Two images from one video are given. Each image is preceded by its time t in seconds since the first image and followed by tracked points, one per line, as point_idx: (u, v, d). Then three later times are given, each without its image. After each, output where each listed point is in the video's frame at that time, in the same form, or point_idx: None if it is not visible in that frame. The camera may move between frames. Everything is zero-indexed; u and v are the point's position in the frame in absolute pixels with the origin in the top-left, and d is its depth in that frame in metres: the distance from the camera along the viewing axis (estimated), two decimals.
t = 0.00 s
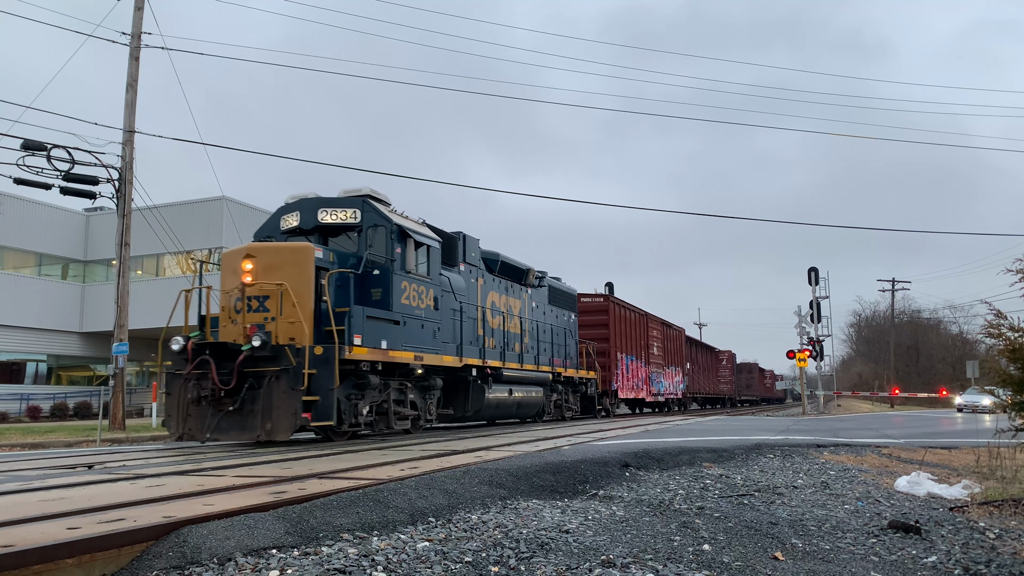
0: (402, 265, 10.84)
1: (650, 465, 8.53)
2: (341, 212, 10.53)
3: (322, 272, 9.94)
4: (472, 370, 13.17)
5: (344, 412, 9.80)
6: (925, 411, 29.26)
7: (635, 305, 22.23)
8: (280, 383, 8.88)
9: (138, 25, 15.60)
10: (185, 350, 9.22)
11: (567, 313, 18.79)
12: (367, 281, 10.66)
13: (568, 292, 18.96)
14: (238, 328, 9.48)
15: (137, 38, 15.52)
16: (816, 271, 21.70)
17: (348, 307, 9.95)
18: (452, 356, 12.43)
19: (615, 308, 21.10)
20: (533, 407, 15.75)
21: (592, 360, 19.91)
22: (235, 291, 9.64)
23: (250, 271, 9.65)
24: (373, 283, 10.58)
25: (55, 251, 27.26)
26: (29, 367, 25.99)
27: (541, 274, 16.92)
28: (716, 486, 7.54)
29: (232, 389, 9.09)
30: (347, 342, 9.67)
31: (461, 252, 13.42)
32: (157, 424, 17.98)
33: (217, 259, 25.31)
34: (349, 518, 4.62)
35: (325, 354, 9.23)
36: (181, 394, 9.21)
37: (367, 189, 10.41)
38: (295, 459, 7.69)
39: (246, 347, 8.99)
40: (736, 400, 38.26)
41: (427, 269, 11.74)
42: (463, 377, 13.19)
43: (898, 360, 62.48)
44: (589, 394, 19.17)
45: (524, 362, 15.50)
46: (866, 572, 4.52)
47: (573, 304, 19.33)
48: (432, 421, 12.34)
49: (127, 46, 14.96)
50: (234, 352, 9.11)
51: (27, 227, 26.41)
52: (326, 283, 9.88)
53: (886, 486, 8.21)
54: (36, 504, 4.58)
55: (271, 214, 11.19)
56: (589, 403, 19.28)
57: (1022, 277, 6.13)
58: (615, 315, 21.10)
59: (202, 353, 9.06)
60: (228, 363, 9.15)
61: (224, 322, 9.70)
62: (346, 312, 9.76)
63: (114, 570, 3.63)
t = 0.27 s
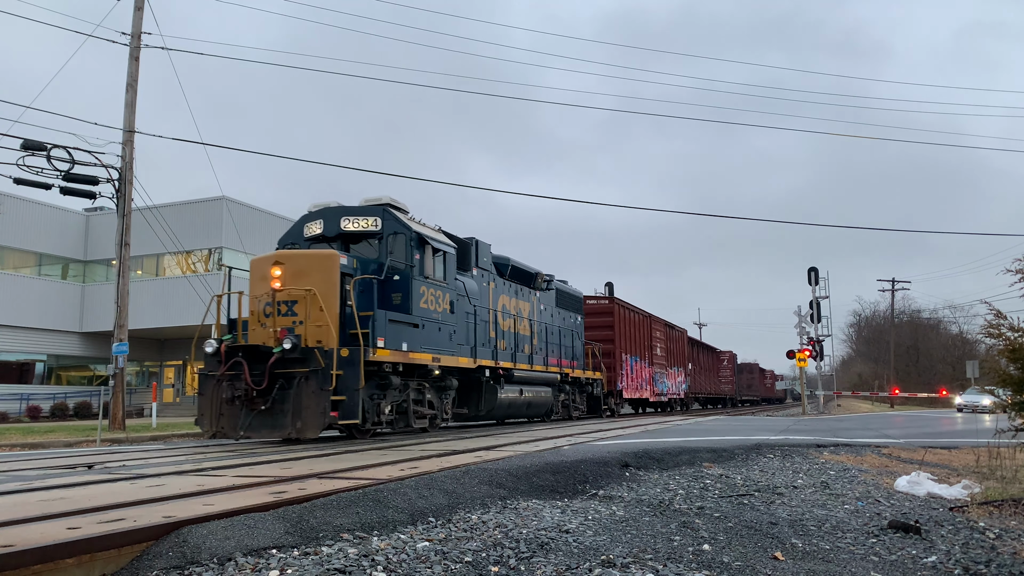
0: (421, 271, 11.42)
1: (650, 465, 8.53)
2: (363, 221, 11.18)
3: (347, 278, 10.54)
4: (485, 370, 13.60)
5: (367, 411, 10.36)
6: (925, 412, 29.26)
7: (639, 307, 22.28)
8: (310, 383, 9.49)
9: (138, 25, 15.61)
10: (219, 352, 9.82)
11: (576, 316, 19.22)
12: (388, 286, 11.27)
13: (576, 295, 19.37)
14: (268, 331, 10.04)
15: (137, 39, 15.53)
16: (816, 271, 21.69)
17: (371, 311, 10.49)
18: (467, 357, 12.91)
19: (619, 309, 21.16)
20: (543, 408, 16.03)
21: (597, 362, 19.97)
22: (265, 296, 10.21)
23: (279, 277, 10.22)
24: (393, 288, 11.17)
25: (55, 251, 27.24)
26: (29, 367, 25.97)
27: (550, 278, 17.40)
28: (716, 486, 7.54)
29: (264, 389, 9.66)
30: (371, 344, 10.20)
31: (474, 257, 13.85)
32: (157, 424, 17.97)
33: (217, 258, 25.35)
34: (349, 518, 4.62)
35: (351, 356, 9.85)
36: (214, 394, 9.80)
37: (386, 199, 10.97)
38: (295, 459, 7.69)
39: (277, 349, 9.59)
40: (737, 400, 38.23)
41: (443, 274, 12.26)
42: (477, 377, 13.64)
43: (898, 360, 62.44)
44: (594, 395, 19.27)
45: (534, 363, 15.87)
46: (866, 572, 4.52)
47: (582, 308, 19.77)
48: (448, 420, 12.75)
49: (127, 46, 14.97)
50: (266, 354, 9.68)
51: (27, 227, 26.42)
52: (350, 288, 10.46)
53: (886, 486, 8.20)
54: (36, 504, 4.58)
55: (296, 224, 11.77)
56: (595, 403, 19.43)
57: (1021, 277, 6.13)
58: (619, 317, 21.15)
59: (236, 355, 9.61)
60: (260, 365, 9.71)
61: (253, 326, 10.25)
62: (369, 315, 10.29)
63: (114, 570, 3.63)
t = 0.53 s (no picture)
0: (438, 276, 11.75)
1: (650, 465, 8.53)
2: (383, 229, 11.43)
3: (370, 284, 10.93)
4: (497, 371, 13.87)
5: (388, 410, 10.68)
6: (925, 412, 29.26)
7: (643, 309, 22.35)
8: (336, 384, 9.84)
9: (138, 25, 15.61)
10: (249, 355, 10.28)
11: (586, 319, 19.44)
12: (407, 291, 11.61)
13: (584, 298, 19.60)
14: (295, 335, 10.36)
15: (137, 38, 15.53)
16: (816, 271, 21.69)
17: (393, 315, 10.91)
18: (481, 359, 13.19)
19: (625, 312, 21.22)
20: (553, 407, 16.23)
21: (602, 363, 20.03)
22: (292, 301, 10.53)
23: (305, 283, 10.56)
24: (411, 292, 11.51)
25: (55, 251, 27.24)
26: (29, 367, 25.97)
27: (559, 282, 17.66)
28: (716, 486, 7.54)
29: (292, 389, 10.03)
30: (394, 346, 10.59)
31: (487, 261, 13.98)
32: (157, 424, 17.98)
33: (217, 258, 25.35)
34: (349, 518, 4.62)
35: (375, 358, 10.17)
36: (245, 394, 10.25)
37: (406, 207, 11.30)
38: (294, 459, 7.70)
39: (305, 352, 9.96)
40: (737, 401, 38.23)
41: (459, 279, 12.57)
42: (489, 377, 13.89)
43: (898, 361, 62.44)
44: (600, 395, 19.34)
45: (544, 364, 16.04)
46: (867, 572, 4.52)
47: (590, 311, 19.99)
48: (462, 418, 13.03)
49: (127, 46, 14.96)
50: (294, 356, 10.05)
51: (28, 227, 26.42)
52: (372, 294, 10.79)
53: (886, 486, 8.21)
54: (35, 504, 4.58)
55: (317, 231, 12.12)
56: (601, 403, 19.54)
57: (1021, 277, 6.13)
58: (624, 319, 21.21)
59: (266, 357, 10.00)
60: (289, 366, 10.08)
61: (280, 330, 10.58)
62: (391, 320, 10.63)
63: (114, 570, 3.63)
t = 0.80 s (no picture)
0: (454, 281, 11.99)
1: (650, 465, 8.53)
2: (402, 235, 11.78)
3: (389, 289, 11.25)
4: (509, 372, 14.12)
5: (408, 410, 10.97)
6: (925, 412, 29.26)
7: (646, 310, 22.38)
8: (361, 384, 10.13)
9: (138, 25, 15.62)
10: (276, 356, 10.63)
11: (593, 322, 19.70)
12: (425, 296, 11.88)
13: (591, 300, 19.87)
14: (320, 337, 10.81)
15: (137, 38, 15.54)
16: (816, 271, 21.68)
17: (412, 318, 11.22)
18: (494, 360, 13.46)
19: (629, 314, 21.28)
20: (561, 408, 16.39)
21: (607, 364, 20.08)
22: (316, 305, 10.97)
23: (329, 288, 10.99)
24: (429, 297, 11.70)
25: (55, 252, 27.24)
26: (29, 367, 25.97)
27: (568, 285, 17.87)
28: (716, 486, 7.54)
29: (318, 390, 10.31)
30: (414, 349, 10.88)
31: (499, 266, 14.08)
32: (157, 424, 17.99)
33: (217, 259, 25.36)
34: (349, 518, 4.63)
35: (396, 360, 10.54)
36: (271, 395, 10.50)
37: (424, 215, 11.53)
38: (295, 459, 7.71)
39: (331, 353, 10.29)
40: (738, 400, 38.22)
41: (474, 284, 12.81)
42: (501, 378, 14.04)
43: (898, 361, 62.44)
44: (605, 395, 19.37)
45: (552, 364, 16.20)
46: (867, 572, 4.52)
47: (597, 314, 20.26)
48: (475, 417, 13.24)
49: (127, 47, 14.98)
50: (320, 357, 10.37)
51: (28, 227, 26.42)
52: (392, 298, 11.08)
53: (886, 486, 8.21)
54: (35, 504, 4.58)
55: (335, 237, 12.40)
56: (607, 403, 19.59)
57: (1022, 278, 6.12)
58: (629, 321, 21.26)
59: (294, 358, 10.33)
60: (315, 368, 10.39)
61: (305, 332, 11.01)
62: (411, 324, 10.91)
63: (114, 570, 3.63)
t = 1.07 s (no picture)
0: (469, 285, 12.53)
1: (650, 465, 8.53)
2: (419, 241, 12.33)
3: (407, 293, 11.82)
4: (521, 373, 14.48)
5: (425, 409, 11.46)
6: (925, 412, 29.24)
7: (650, 312, 22.46)
8: (382, 385, 10.67)
9: (138, 25, 15.62)
10: (301, 357, 11.19)
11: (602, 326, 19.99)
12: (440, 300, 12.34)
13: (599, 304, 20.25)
14: (342, 340, 11.33)
15: (137, 38, 15.54)
16: (816, 271, 21.68)
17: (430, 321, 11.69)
18: (507, 361, 13.86)
19: (633, 315, 21.36)
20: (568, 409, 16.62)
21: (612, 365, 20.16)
22: (339, 309, 11.48)
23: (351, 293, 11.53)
24: (446, 301, 12.19)
25: (55, 251, 27.24)
26: (29, 367, 25.93)
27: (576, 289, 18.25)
28: (716, 486, 7.54)
29: (342, 390, 10.86)
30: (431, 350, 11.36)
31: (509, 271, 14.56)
32: (157, 424, 17.97)
33: (217, 259, 25.36)
34: (349, 518, 4.62)
35: (415, 361, 11.07)
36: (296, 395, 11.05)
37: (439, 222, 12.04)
38: (295, 459, 7.71)
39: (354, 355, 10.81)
40: (738, 401, 38.20)
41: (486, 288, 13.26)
42: (513, 378, 14.40)
43: (898, 361, 62.40)
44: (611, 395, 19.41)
45: (560, 366, 16.47)
46: (867, 572, 4.52)
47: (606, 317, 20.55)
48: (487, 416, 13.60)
49: (127, 47, 14.98)
50: (344, 359, 10.90)
51: (27, 227, 26.42)
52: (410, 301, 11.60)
53: (886, 486, 8.20)
54: (35, 504, 4.58)
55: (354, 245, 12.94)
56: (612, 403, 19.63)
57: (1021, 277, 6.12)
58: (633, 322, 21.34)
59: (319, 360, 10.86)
60: (339, 369, 10.93)
61: (328, 335, 11.53)
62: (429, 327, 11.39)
63: (114, 569, 3.63)
